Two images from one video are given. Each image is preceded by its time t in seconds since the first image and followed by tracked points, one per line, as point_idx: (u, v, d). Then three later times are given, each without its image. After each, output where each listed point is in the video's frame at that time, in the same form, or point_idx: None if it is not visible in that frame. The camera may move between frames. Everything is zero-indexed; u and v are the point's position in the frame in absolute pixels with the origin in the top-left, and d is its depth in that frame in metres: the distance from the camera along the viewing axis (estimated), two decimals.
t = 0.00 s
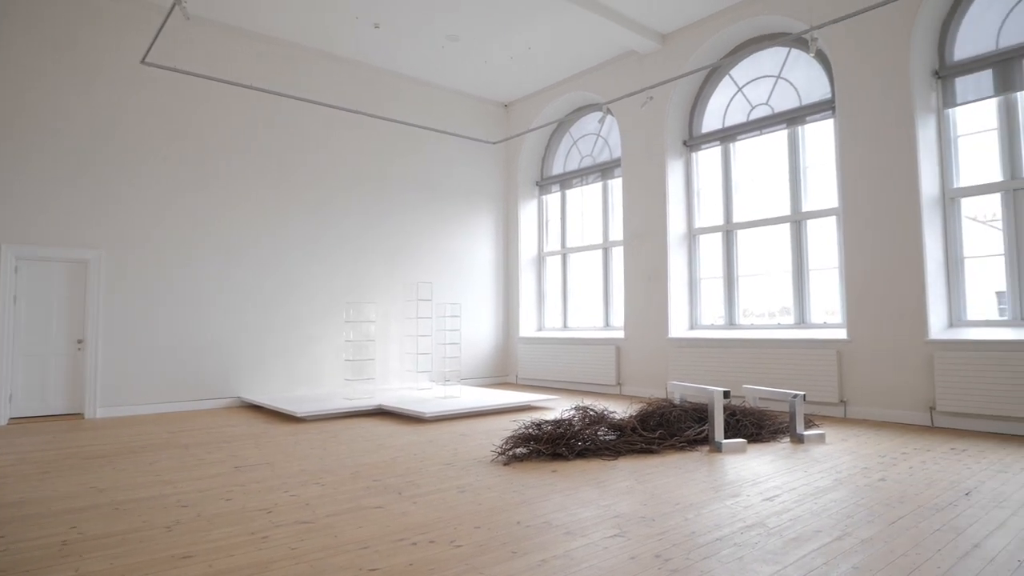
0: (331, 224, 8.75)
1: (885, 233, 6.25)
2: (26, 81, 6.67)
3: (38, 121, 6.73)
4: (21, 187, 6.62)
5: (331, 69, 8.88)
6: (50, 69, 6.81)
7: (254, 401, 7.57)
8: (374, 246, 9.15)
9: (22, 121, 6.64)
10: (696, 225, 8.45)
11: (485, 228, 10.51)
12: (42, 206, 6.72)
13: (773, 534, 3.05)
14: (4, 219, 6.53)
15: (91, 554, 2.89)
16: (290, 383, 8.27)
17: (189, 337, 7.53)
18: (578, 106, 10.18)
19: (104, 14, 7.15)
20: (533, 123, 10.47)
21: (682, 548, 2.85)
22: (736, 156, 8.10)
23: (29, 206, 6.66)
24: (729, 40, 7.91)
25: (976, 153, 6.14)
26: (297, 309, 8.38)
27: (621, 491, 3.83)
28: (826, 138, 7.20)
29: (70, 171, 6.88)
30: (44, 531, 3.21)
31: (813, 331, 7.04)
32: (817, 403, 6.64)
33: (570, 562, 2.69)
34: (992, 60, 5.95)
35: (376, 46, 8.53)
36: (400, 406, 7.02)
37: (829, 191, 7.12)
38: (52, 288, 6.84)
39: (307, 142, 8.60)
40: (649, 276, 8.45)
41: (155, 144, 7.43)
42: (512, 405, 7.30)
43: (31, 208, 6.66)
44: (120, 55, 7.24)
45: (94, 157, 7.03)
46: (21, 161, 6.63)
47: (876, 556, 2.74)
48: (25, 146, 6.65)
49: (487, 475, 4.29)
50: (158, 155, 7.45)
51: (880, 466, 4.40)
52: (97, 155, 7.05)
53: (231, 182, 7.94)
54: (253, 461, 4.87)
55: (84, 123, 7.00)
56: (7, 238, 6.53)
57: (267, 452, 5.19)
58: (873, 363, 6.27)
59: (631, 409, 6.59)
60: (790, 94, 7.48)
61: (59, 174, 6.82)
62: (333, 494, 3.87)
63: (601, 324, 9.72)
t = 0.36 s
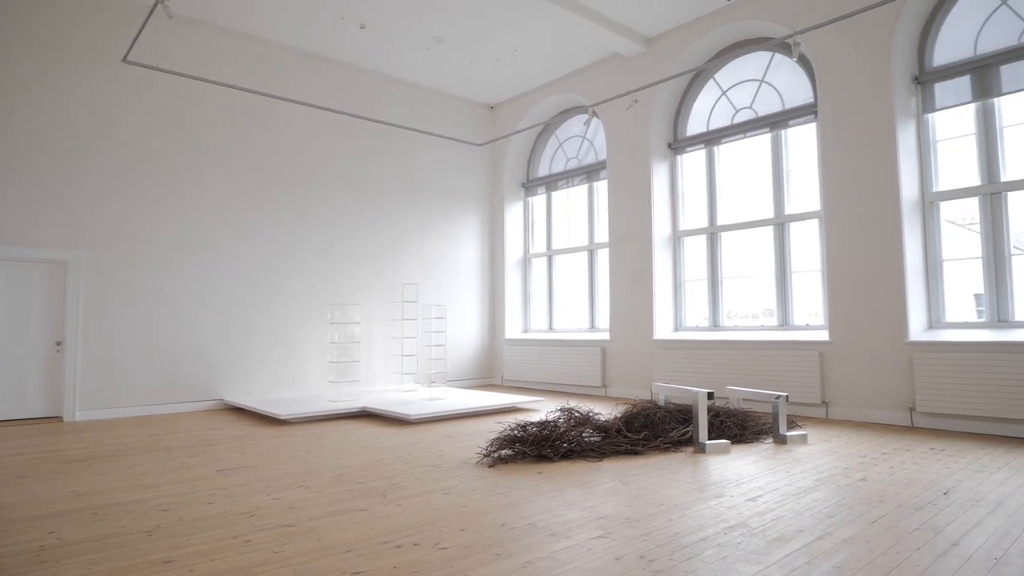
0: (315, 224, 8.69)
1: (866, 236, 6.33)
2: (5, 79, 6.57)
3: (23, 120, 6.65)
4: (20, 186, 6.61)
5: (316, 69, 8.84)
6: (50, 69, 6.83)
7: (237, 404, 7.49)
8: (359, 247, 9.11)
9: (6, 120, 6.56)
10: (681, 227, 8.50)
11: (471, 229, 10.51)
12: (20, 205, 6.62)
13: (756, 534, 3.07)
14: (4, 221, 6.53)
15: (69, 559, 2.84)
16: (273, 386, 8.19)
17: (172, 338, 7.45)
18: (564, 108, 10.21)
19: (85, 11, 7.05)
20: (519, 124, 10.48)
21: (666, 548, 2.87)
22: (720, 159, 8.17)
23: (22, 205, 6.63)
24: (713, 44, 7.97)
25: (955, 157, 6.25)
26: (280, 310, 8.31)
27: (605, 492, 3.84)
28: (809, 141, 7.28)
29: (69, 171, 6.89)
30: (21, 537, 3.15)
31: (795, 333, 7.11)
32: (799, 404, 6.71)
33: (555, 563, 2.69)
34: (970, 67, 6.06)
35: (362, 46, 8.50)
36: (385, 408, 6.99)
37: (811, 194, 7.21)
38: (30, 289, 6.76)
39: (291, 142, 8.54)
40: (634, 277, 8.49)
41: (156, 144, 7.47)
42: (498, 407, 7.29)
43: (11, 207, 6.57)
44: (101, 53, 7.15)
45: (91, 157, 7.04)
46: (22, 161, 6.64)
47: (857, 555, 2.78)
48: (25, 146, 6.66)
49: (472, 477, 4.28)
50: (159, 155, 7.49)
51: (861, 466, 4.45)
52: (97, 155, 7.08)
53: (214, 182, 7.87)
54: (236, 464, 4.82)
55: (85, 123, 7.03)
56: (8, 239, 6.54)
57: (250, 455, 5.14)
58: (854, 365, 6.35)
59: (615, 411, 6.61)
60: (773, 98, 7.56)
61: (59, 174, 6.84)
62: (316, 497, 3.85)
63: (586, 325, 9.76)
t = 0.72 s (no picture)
0: (297, 226, 8.61)
1: (845, 239, 6.42)
2: None
3: None
4: (20, 186, 6.63)
5: (298, 69, 8.77)
6: (33, 68, 6.74)
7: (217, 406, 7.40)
8: (342, 249, 9.05)
9: None
10: (664, 229, 8.56)
11: (455, 231, 10.49)
12: None
13: (737, 534, 3.10)
14: (4, 222, 6.54)
15: (43, 567, 2.78)
16: (255, 388, 8.11)
17: (151, 341, 7.34)
18: (548, 110, 10.24)
19: (61, 8, 6.93)
20: (503, 126, 10.49)
21: (648, 550, 2.88)
22: (702, 162, 8.24)
23: (2, 206, 6.53)
24: (696, 49, 8.04)
25: (931, 161, 6.37)
26: (262, 312, 8.23)
27: (588, 494, 3.85)
28: (789, 145, 7.37)
29: (70, 172, 6.93)
30: None
31: (776, 334, 7.19)
32: (780, 405, 6.78)
33: (538, 566, 2.69)
34: (945, 73, 6.17)
35: (345, 47, 8.46)
36: (368, 411, 6.95)
37: (792, 198, 7.30)
38: (5, 290, 6.63)
39: (273, 143, 8.47)
40: (618, 279, 8.52)
41: (136, 144, 7.38)
42: (482, 409, 7.28)
43: None
44: (79, 51, 7.03)
45: (92, 158, 7.08)
46: (23, 162, 6.66)
47: (836, 554, 2.81)
48: (26, 146, 6.69)
49: (456, 479, 4.27)
50: (140, 155, 7.41)
51: (840, 466, 4.51)
52: (81, 155, 7.00)
53: (195, 183, 7.78)
54: (216, 468, 4.76)
55: (86, 124, 7.07)
56: (10, 241, 6.56)
57: (231, 459, 5.09)
58: (834, 366, 6.43)
59: (599, 412, 6.63)
60: (755, 103, 7.65)
61: (61, 175, 6.87)
62: (298, 501, 3.81)
63: (570, 327, 9.79)
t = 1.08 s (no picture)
0: (276, 227, 8.54)
1: (821, 242, 6.52)
2: None
3: None
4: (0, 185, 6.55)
5: (278, 70, 8.69)
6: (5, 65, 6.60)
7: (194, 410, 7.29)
8: (322, 251, 8.98)
9: None
10: (644, 232, 8.61)
11: (437, 233, 10.46)
12: None
13: (717, 534, 3.12)
14: None
15: None
16: (233, 391, 8.00)
17: (125, 343, 7.21)
18: (530, 113, 10.27)
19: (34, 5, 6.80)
20: (485, 128, 10.49)
21: (629, 551, 2.89)
22: (682, 166, 8.31)
23: None
24: (676, 53, 8.12)
25: (905, 166, 6.49)
26: (241, 314, 8.13)
27: (569, 495, 3.86)
28: (767, 149, 7.47)
29: (63, 170, 6.92)
30: None
31: (755, 336, 7.27)
32: (759, 406, 6.85)
33: (518, 568, 2.69)
34: (918, 80, 6.29)
35: (326, 47, 8.40)
36: (348, 414, 6.89)
37: (770, 201, 7.39)
38: None
39: (252, 144, 8.38)
40: (598, 281, 8.56)
41: (112, 143, 7.26)
42: (463, 412, 7.26)
43: None
44: (52, 48, 6.90)
45: (85, 157, 7.08)
46: (24, 161, 6.70)
47: (813, 553, 2.84)
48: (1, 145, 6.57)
49: (436, 482, 4.25)
50: (117, 154, 7.29)
51: (817, 466, 4.57)
52: (55, 154, 6.88)
53: (172, 183, 7.67)
54: (192, 473, 4.69)
55: (60, 123, 6.94)
56: (10, 241, 6.58)
57: (208, 463, 5.02)
58: (811, 367, 6.52)
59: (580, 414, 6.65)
60: (734, 107, 7.73)
61: (34, 174, 6.74)
62: (277, 505, 3.77)
63: (551, 329, 9.81)
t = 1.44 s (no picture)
0: (255, 228, 8.44)
1: (798, 246, 6.61)
2: None
3: None
4: None
5: (258, 69, 8.61)
6: None
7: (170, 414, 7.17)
8: (301, 252, 8.89)
9: None
10: (625, 235, 8.66)
11: (418, 234, 10.42)
12: None
13: (695, 535, 3.15)
14: None
15: None
16: (211, 394, 7.90)
17: (99, 345, 7.07)
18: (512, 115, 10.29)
19: None
20: (467, 130, 10.48)
21: (608, 552, 2.91)
22: (663, 169, 8.38)
23: None
24: (657, 57, 8.18)
25: (880, 171, 6.61)
26: (219, 316, 8.03)
27: (550, 497, 3.86)
28: (746, 154, 7.56)
29: (37, 169, 6.78)
30: None
31: (733, 338, 7.35)
32: (737, 407, 6.92)
33: (498, 570, 2.69)
34: (893, 87, 6.41)
35: (306, 48, 8.34)
36: (328, 417, 6.83)
37: (749, 205, 7.49)
38: None
39: (231, 144, 8.28)
40: (580, 284, 8.59)
41: (86, 141, 7.13)
42: (444, 414, 7.24)
43: None
44: (25, 44, 6.76)
45: (60, 155, 6.95)
46: None
47: (789, 553, 2.87)
48: None
49: (417, 485, 4.23)
50: (91, 153, 7.16)
51: (794, 467, 4.63)
52: (27, 152, 6.73)
53: (149, 183, 7.55)
54: (168, 477, 4.62)
55: (33, 120, 6.79)
56: None
57: (185, 466, 4.95)
58: (789, 369, 6.60)
59: (560, 416, 6.67)
60: (713, 111, 7.82)
61: (6, 172, 6.60)
62: (255, 509, 3.73)
63: (532, 332, 9.83)
